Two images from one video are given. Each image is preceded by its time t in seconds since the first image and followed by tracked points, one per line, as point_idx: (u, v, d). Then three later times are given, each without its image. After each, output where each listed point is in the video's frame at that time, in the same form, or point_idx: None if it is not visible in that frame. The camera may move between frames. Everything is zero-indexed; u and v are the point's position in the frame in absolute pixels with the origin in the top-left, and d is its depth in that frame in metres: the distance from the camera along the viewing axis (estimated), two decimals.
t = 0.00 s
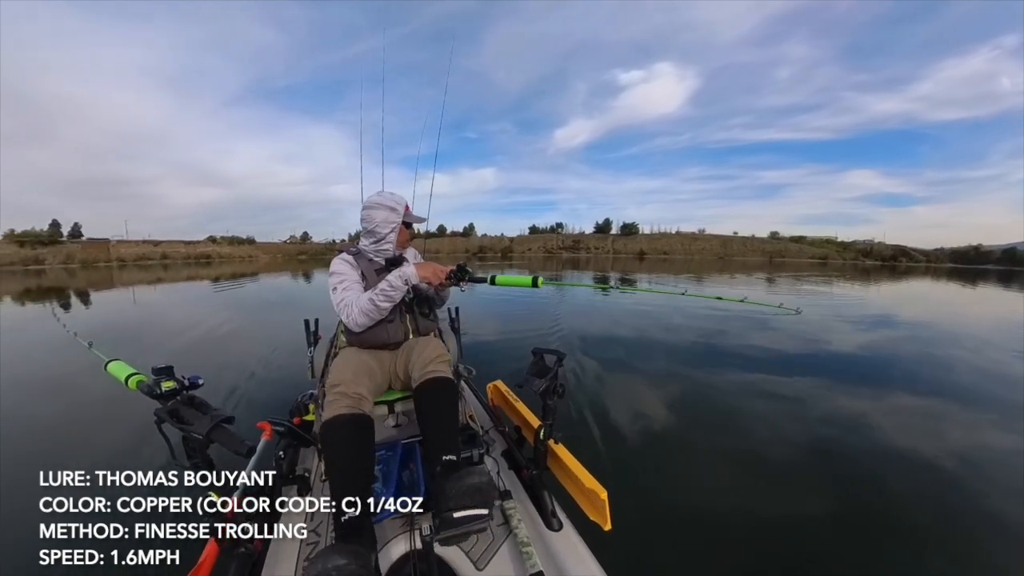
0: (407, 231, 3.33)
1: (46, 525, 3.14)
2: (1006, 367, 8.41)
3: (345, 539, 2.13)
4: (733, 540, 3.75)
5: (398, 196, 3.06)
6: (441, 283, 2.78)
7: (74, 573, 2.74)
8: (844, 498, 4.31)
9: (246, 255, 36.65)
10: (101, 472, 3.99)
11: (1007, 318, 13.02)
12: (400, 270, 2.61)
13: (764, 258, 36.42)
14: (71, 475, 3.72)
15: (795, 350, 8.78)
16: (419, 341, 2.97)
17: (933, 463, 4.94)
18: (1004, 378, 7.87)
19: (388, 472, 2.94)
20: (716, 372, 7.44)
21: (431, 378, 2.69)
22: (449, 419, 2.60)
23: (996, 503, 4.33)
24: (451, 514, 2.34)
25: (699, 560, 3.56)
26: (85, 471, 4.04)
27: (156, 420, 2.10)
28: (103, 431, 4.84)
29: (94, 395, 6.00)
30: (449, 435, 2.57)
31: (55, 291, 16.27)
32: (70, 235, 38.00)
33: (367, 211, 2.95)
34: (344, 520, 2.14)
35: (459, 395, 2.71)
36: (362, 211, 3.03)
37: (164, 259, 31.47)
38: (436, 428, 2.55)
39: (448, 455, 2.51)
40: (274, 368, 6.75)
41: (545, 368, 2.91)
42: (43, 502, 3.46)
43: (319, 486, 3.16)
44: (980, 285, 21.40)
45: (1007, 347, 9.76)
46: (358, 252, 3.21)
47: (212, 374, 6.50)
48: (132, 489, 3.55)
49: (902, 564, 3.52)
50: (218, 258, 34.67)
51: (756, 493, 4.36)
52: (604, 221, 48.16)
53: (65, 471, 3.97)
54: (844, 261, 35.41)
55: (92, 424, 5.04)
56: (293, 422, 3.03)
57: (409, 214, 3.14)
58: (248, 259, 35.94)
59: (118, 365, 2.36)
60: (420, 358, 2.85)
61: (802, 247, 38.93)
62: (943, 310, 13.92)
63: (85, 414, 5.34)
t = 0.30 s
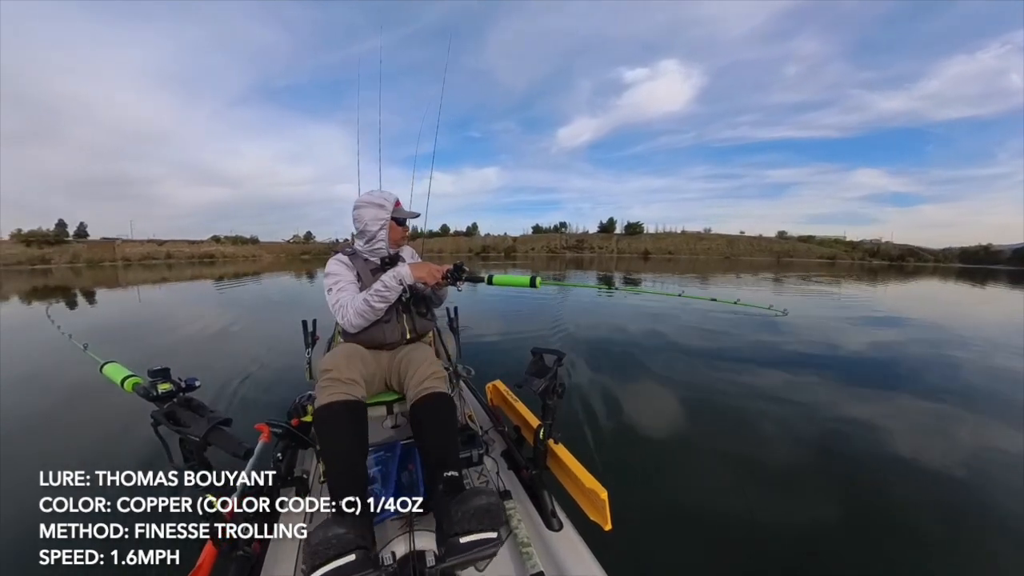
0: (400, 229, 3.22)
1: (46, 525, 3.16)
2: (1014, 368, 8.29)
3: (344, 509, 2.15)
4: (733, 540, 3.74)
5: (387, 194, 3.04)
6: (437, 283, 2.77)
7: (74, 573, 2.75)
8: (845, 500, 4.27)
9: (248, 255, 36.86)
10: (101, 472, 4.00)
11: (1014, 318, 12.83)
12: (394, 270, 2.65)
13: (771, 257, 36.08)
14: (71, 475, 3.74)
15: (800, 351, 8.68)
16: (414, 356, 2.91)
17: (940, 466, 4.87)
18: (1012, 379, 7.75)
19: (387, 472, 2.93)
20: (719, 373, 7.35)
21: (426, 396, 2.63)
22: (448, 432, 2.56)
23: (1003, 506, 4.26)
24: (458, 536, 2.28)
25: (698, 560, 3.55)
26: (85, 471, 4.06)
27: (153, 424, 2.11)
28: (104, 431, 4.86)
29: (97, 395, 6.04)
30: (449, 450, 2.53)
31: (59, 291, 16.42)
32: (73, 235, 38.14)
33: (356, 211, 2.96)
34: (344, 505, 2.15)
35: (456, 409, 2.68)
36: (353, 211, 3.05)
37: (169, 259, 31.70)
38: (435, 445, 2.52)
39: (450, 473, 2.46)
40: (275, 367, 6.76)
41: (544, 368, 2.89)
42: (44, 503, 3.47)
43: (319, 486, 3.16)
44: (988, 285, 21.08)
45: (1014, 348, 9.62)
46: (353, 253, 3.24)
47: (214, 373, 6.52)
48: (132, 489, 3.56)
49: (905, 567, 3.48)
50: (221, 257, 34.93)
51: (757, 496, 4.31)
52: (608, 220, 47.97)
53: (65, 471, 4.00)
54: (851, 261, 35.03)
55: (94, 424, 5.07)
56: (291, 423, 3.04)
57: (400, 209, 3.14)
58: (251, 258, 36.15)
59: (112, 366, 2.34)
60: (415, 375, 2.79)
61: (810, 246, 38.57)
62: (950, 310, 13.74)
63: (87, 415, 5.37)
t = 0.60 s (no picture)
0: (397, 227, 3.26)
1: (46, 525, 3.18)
2: None
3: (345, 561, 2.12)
4: (733, 540, 3.73)
5: (381, 191, 3.09)
6: (437, 282, 2.76)
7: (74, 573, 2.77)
8: (849, 501, 4.23)
9: (252, 254, 37.06)
10: (102, 472, 4.03)
11: None
12: (394, 269, 2.63)
13: (778, 257, 35.76)
14: (72, 476, 3.75)
15: (805, 351, 8.59)
16: (418, 331, 2.90)
17: (946, 468, 4.80)
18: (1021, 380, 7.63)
19: (387, 473, 2.91)
20: (723, 374, 7.28)
21: (432, 366, 2.66)
22: (447, 407, 2.56)
23: (1012, 509, 4.19)
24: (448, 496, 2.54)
25: (698, 560, 3.54)
26: (85, 471, 4.08)
27: (153, 424, 2.11)
28: (106, 431, 4.89)
29: (100, 395, 6.08)
30: (447, 423, 2.55)
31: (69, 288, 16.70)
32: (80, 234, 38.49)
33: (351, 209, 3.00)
34: (344, 541, 2.13)
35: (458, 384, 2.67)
36: (348, 211, 3.09)
37: (172, 258, 31.96)
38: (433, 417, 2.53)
39: (447, 443, 2.50)
40: (277, 367, 6.78)
41: (545, 367, 2.87)
42: (44, 502, 3.49)
43: (319, 487, 3.17)
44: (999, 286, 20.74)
45: None
46: (352, 253, 3.24)
47: (217, 373, 6.56)
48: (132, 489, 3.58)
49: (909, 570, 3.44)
50: (225, 256, 35.17)
51: (760, 497, 4.27)
52: (613, 220, 47.78)
53: (64, 471, 4.01)
54: (859, 261, 34.66)
55: (96, 424, 5.10)
56: (292, 424, 3.06)
57: (395, 206, 3.16)
58: (255, 258, 36.34)
59: (111, 367, 2.34)
60: (420, 346, 2.79)
61: (817, 246, 38.21)
62: (959, 310, 13.55)
63: (90, 414, 5.41)
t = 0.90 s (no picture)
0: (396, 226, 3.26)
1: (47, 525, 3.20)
2: None
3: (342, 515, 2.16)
4: (735, 542, 3.69)
5: (377, 189, 3.08)
6: (433, 282, 2.74)
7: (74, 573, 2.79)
8: (854, 504, 4.17)
9: (255, 254, 37.32)
10: (103, 472, 4.05)
11: None
12: (389, 270, 2.62)
13: (785, 257, 35.40)
14: (72, 476, 3.77)
15: (810, 352, 8.48)
16: (411, 352, 2.88)
17: (953, 473, 4.72)
18: None
19: (386, 474, 2.87)
20: (724, 374, 7.22)
21: (426, 393, 2.63)
22: (449, 433, 2.54)
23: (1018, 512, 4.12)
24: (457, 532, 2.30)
25: (699, 562, 3.50)
26: (85, 471, 4.09)
27: (149, 426, 2.10)
28: (108, 431, 4.92)
29: (102, 394, 6.13)
30: (449, 450, 2.51)
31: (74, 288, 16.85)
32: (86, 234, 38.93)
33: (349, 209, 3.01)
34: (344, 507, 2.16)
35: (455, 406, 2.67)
36: (346, 209, 3.09)
37: (177, 258, 32.26)
38: (432, 439, 2.51)
39: (450, 470, 2.45)
40: (278, 365, 6.81)
41: (544, 367, 2.84)
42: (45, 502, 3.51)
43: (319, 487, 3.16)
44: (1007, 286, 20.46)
45: None
46: (349, 252, 3.24)
47: (219, 372, 6.59)
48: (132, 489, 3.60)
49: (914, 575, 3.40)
50: (228, 255, 35.43)
51: (763, 499, 4.23)
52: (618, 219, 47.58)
53: (65, 471, 4.03)
54: (868, 260, 34.25)
55: (99, 423, 5.14)
56: (289, 426, 3.06)
57: (391, 206, 3.14)
58: (259, 257, 36.58)
59: (106, 369, 2.34)
60: (414, 371, 2.76)
61: (825, 245, 37.79)
62: (966, 311, 13.37)
63: (94, 413, 5.45)
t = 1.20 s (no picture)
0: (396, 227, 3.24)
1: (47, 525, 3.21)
2: None
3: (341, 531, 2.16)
4: (737, 544, 3.65)
5: (376, 189, 3.07)
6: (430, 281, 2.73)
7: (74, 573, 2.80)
8: (859, 508, 4.11)
9: (260, 254, 37.55)
10: (104, 471, 4.06)
11: None
12: (385, 269, 2.61)
13: (792, 257, 35.06)
14: (73, 475, 3.79)
15: (815, 353, 8.38)
16: (412, 346, 2.88)
17: (960, 476, 4.65)
18: None
19: (385, 474, 2.85)
20: (727, 376, 7.15)
21: (428, 381, 2.64)
22: (447, 421, 2.54)
23: None
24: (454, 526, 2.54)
25: (701, 564, 3.47)
26: (84, 471, 4.10)
27: (146, 426, 2.10)
28: (110, 430, 4.95)
29: (105, 394, 6.16)
30: (446, 438, 2.52)
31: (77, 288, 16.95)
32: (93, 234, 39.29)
33: (348, 208, 3.01)
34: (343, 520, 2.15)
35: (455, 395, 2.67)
36: (345, 208, 3.08)
37: (180, 258, 32.47)
38: (429, 428, 2.50)
39: (447, 459, 2.48)
40: (279, 365, 6.83)
41: (543, 367, 2.81)
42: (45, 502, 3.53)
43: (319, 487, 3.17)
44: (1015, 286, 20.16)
45: None
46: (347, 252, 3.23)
47: (221, 372, 6.62)
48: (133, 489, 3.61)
49: None
50: (232, 255, 35.65)
51: (765, 501, 4.19)
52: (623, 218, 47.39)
53: (65, 471, 4.04)
54: (877, 261, 33.87)
55: (101, 422, 5.16)
56: (287, 426, 3.06)
57: (390, 206, 3.13)
58: (262, 257, 36.75)
59: (103, 370, 2.33)
60: (415, 360, 2.78)
61: (832, 245, 37.41)
62: (972, 311, 13.21)
63: (97, 413, 5.48)
